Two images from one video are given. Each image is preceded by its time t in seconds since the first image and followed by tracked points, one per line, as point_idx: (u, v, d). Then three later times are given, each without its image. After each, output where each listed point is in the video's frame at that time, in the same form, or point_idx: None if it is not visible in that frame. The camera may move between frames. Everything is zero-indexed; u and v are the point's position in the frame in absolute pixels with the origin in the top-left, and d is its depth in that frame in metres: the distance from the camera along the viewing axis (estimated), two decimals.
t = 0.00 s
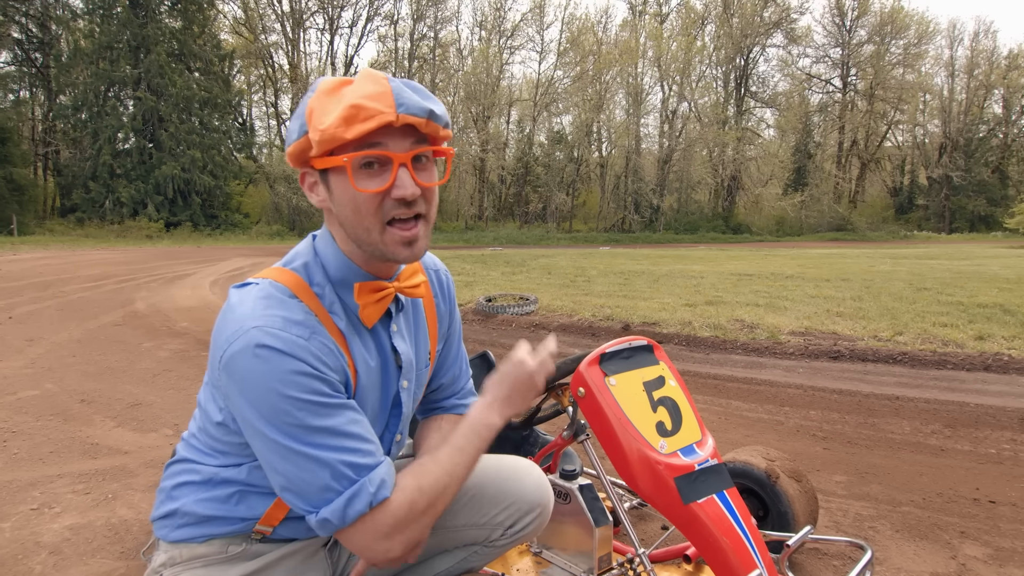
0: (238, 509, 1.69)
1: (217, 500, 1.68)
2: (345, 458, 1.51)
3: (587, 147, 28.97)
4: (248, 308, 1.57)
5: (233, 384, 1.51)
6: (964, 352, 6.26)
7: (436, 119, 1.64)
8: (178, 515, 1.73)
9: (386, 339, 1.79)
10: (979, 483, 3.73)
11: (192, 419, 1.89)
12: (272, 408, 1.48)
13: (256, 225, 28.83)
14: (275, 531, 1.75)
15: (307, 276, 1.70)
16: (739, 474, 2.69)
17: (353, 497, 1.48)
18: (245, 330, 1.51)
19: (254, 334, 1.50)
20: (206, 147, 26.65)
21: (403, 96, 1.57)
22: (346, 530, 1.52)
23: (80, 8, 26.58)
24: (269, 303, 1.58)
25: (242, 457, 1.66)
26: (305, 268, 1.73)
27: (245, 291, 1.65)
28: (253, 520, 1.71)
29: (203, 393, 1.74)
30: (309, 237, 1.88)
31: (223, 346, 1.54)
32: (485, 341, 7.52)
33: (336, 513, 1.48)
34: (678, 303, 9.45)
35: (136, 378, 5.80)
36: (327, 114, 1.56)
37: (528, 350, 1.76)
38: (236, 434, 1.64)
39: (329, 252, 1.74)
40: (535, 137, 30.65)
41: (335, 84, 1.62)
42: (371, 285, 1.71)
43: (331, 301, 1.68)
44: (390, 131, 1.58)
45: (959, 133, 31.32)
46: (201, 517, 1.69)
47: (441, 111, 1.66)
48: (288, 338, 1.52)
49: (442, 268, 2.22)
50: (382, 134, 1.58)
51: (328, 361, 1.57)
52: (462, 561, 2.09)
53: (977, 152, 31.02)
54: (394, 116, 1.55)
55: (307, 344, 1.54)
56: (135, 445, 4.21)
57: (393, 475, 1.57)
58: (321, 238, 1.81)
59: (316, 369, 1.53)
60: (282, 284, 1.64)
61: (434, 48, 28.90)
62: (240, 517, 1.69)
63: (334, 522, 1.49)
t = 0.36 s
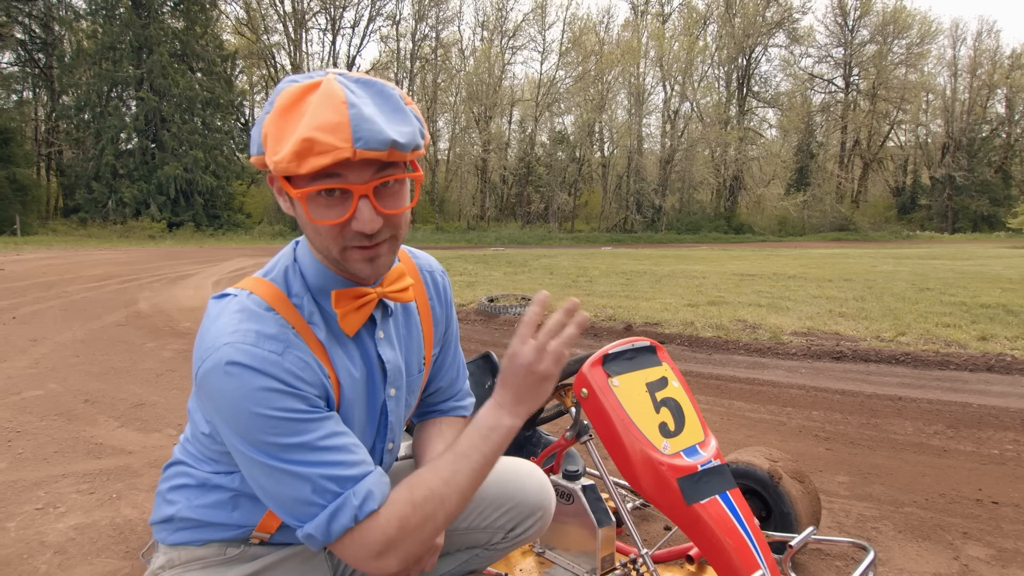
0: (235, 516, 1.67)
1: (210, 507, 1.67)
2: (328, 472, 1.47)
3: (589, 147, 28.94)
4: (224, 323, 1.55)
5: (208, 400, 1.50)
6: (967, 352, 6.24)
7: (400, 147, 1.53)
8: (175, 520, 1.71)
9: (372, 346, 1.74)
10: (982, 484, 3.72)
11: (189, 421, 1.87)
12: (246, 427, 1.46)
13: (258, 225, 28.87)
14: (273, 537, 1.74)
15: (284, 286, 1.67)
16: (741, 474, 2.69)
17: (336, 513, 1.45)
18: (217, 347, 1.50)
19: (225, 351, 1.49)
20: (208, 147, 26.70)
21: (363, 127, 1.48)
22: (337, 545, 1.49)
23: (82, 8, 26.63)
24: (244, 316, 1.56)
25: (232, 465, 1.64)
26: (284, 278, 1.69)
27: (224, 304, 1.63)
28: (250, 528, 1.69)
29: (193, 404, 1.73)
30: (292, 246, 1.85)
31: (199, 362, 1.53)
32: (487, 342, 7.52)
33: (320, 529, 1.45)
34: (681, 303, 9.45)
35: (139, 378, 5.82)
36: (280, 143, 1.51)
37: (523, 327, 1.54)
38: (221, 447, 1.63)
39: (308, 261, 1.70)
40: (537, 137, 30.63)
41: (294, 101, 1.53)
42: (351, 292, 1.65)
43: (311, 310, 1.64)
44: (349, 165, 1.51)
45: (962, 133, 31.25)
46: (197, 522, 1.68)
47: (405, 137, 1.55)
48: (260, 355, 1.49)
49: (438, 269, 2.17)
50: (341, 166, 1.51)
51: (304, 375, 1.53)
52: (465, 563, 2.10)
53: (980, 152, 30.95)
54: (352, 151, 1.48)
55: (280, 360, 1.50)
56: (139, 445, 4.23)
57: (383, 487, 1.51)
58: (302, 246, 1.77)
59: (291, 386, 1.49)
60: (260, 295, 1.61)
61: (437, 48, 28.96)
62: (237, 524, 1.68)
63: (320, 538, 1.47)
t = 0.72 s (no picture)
0: (242, 517, 1.68)
1: (219, 507, 1.68)
2: (330, 477, 1.46)
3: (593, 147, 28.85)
4: (227, 329, 1.55)
5: (212, 406, 1.50)
6: (973, 353, 6.23)
7: (413, 129, 1.56)
8: (184, 519, 1.73)
9: (376, 349, 1.74)
10: (987, 484, 3.72)
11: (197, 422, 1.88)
12: (249, 432, 1.46)
13: (263, 225, 28.95)
14: (281, 537, 1.74)
15: (288, 290, 1.66)
16: (746, 474, 2.70)
17: (336, 517, 1.45)
18: (220, 352, 1.50)
19: (229, 357, 1.48)
20: (213, 147, 26.77)
21: (377, 106, 1.50)
22: (339, 549, 1.48)
23: (88, 9, 26.70)
24: (247, 322, 1.55)
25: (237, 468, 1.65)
26: (287, 282, 1.69)
27: (228, 308, 1.63)
28: (258, 528, 1.70)
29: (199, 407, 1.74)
30: (296, 248, 1.85)
31: (202, 367, 1.53)
32: (492, 342, 7.54)
33: (321, 534, 1.45)
34: (685, 303, 9.45)
35: (145, 377, 5.86)
36: (296, 126, 1.51)
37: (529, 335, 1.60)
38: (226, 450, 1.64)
39: (312, 263, 1.70)
40: (540, 138, 30.57)
41: (309, 90, 1.56)
42: (355, 298, 1.67)
43: (314, 316, 1.64)
44: (362, 145, 1.53)
45: (968, 133, 31.12)
46: (205, 523, 1.69)
47: (418, 121, 1.58)
48: (263, 360, 1.49)
49: (442, 271, 2.18)
50: (354, 147, 1.53)
51: (305, 380, 1.52)
52: (471, 562, 2.12)
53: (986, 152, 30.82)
54: (366, 129, 1.49)
55: (282, 365, 1.50)
56: (146, 445, 4.25)
57: (384, 493, 1.50)
58: (306, 250, 1.77)
59: (292, 392, 1.49)
60: (263, 301, 1.61)
61: (441, 48, 29.03)
62: (245, 524, 1.69)
63: (321, 542, 1.46)
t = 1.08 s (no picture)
0: (252, 513, 1.68)
1: (229, 501, 1.68)
2: (337, 469, 1.47)
3: (598, 147, 28.84)
4: (241, 319, 1.55)
5: (225, 394, 1.51)
6: (981, 354, 6.19)
7: (431, 127, 1.59)
8: (193, 516, 1.73)
9: (386, 345, 1.74)
10: (995, 485, 3.70)
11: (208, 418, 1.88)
12: (260, 421, 1.47)
13: (269, 225, 29.05)
14: (289, 534, 1.74)
15: (301, 284, 1.66)
16: (754, 474, 2.69)
17: (342, 508, 1.45)
18: (234, 342, 1.50)
19: (243, 346, 1.49)
20: (219, 148, 26.87)
21: (398, 104, 1.52)
22: (341, 542, 1.49)
23: (95, 10, 26.80)
24: (261, 312, 1.56)
25: (247, 462, 1.65)
26: (301, 275, 1.69)
27: (242, 301, 1.63)
28: (267, 525, 1.70)
29: (210, 401, 1.74)
30: (310, 245, 1.85)
31: (216, 355, 1.54)
32: (497, 342, 7.53)
33: (325, 523, 1.46)
34: (690, 303, 9.44)
35: (153, 376, 5.88)
36: (320, 125, 1.51)
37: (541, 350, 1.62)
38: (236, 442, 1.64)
39: (326, 258, 1.69)
40: (545, 137, 30.53)
41: (327, 90, 1.57)
42: (366, 292, 1.66)
43: (326, 309, 1.64)
44: (385, 141, 1.53)
45: (975, 132, 30.95)
46: (215, 518, 1.70)
47: (436, 119, 1.61)
48: (275, 350, 1.49)
49: (451, 271, 2.17)
50: (376, 146, 1.53)
51: (316, 371, 1.52)
52: (478, 560, 2.12)
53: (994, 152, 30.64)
54: (389, 126, 1.51)
55: (295, 356, 1.50)
56: (154, 443, 4.27)
57: (388, 487, 1.52)
58: (320, 245, 1.77)
59: (303, 382, 1.49)
60: (277, 293, 1.61)
61: (446, 48, 29.15)
62: (253, 519, 1.69)
63: (324, 531, 1.47)
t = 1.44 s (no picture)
0: (264, 508, 1.69)
1: (243, 498, 1.68)
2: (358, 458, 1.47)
3: (605, 147, 28.77)
4: (258, 307, 1.55)
5: (243, 380, 1.49)
6: (991, 354, 6.15)
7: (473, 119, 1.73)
8: (204, 515, 1.73)
9: (399, 332, 1.74)
10: (1006, 487, 3.67)
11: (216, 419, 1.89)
12: (282, 406, 1.45)
13: (276, 225, 29.19)
14: (298, 529, 1.76)
15: (315, 274, 1.65)
16: (762, 476, 2.67)
17: (361, 496, 1.44)
18: (254, 329, 1.49)
19: (265, 332, 1.48)
20: (227, 148, 27.01)
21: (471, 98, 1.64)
22: (355, 532, 1.48)
23: (104, 12, 26.97)
24: (279, 301, 1.55)
25: (259, 458, 1.65)
26: (315, 263, 1.68)
27: (255, 291, 1.63)
28: (277, 520, 1.71)
29: (220, 396, 1.72)
30: (317, 238, 1.84)
31: (235, 343, 1.53)
32: (503, 342, 7.54)
33: (343, 511, 1.44)
34: (697, 303, 9.41)
35: (161, 375, 5.92)
36: (433, 115, 1.52)
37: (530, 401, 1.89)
38: (250, 434, 1.63)
39: (338, 245, 1.68)
40: (552, 138, 30.44)
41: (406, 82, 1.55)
42: (395, 274, 1.69)
43: (342, 298, 1.63)
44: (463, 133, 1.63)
45: (985, 132, 30.73)
46: (227, 515, 1.70)
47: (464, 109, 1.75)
48: (297, 337, 1.49)
49: (448, 263, 2.19)
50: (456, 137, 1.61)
51: (336, 357, 1.53)
52: (487, 559, 2.12)
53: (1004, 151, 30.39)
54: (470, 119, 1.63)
55: (316, 343, 1.51)
56: (163, 442, 4.30)
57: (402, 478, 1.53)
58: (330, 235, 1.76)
59: (325, 367, 1.49)
60: (291, 281, 1.61)
61: (452, 49, 29.25)
62: (265, 516, 1.70)
63: (341, 521, 1.45)
